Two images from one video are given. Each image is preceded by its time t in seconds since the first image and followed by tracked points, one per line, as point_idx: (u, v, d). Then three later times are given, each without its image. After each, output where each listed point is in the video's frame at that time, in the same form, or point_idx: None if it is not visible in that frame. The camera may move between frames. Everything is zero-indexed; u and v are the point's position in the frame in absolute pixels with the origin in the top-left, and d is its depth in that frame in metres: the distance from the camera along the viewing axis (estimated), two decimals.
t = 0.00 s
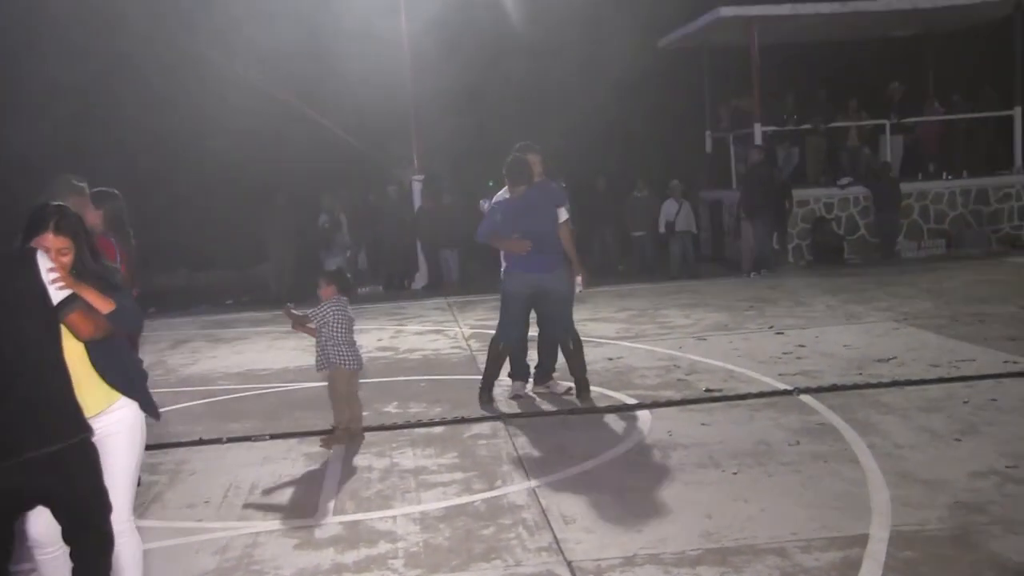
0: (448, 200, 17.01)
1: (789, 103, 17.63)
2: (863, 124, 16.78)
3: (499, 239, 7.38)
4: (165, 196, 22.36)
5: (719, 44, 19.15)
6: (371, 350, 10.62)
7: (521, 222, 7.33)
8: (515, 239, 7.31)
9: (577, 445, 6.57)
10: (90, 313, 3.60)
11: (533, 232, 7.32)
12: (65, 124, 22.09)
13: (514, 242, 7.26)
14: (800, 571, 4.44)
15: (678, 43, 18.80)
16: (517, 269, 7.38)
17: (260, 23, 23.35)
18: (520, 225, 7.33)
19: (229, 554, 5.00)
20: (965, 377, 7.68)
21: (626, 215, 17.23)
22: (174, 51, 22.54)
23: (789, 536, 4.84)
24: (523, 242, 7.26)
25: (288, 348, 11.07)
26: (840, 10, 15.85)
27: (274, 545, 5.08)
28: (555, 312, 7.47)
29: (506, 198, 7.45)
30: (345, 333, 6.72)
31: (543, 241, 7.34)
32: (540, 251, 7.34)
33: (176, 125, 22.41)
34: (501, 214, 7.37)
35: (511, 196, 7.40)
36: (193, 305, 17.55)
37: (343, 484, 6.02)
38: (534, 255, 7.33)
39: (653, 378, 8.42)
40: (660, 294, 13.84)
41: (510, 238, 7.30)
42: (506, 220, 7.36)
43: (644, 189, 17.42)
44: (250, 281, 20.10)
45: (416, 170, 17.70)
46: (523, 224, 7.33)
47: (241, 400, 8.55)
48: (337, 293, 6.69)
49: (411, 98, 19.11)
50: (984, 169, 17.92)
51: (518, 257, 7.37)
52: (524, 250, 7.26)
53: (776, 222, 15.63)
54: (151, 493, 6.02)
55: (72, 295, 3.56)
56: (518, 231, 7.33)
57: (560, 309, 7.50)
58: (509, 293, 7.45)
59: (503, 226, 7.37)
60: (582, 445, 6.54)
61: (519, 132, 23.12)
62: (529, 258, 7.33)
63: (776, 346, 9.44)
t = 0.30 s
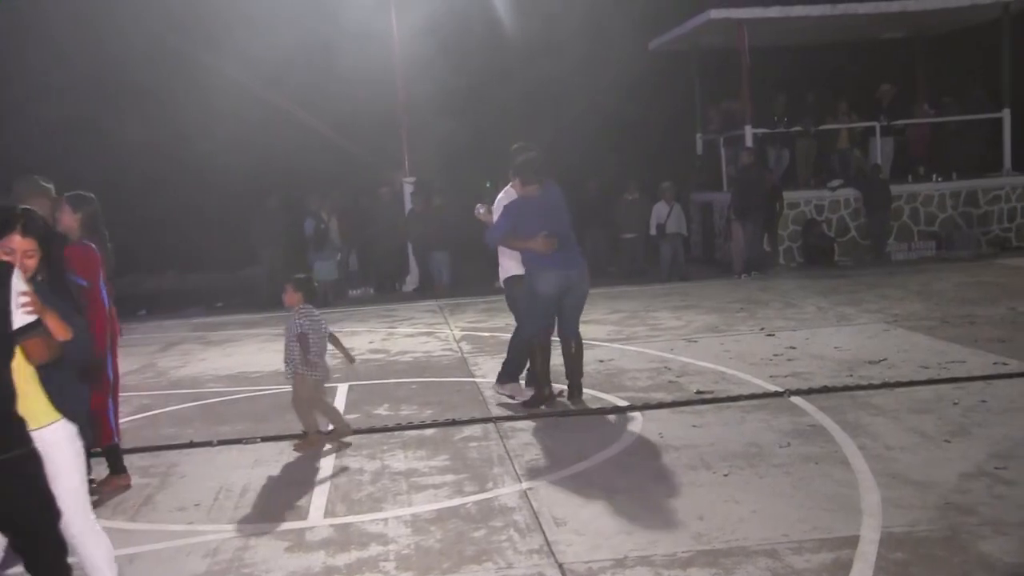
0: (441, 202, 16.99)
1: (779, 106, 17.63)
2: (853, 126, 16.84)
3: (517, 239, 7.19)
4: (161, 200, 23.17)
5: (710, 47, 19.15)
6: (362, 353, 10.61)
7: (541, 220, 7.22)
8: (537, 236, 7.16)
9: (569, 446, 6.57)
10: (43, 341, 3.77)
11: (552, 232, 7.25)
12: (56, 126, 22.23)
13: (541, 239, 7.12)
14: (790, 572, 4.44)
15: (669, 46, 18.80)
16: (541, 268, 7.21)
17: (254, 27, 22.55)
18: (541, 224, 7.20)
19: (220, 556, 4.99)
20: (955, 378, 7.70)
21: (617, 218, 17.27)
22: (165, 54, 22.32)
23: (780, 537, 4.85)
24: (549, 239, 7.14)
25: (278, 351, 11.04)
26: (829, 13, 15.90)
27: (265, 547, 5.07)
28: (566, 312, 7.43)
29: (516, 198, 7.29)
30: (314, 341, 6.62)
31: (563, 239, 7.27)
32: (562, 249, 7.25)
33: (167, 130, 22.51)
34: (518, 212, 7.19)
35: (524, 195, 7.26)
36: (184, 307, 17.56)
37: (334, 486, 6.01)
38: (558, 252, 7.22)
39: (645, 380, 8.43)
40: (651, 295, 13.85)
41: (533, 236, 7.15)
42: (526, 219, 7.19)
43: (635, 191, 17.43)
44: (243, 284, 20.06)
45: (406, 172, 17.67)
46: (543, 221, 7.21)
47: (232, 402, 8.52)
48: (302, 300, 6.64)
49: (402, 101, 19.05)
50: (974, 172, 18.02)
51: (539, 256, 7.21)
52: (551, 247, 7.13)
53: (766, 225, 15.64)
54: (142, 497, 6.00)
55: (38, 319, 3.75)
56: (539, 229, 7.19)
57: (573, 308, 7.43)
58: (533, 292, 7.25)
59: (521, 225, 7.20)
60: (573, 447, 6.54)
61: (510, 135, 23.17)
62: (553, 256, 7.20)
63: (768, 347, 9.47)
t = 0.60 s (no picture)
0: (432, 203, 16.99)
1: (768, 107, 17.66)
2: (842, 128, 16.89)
3: (521, 239, 7.13)
4: (147, 203, 23.17)
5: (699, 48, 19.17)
6: (353, 354, 10.60)
7: (547, 223, 7.20)
8: (542, 238, 7.15)
9: (560, 447, 6.58)
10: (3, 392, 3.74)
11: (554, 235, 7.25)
12: (44, 130, 22.29)
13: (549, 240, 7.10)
14: (781, 572, 4.45)
15: (659, 47, 18.82)
16: (545, 270, 7.18)
17: (242, 27, 22.60)
18: (544, 226, 7.19)
19: (210, 558, 4.98)
20: (944, 379, 7.72)
21: (607, 219, 17.24)
22: (152, 57, 22.18)
23: (770, 538, 4.86)
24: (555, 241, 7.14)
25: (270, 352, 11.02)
26: (819, 16, 15.93)
27: (255, 550, 5.06)
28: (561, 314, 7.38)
29: (515, 200, 7.24)
30: (276, 347, 6.73)
31: (564, 242, 7.29)
32: (564, 252, 7.27)
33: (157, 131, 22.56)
34: (521, 214, 7.13)
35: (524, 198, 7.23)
36: (171, 309, 17.47)
37: (325, 488, 6.01)
38: (561, 253, 7.23)
39: (636, 381, 8.44)
40: (641, 297, 13.86)
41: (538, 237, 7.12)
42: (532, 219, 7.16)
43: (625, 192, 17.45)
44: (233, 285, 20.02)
45: (397, 174, 17.66)
46: (545, 224, 7.19)
47: (223, 404, 8.50)
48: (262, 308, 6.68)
49: (392, 102, 19.03)
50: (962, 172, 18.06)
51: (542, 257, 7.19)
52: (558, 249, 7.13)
53: (755, 226, 15.67)
54: (132, 499, 5.99)
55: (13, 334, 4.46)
56: (544, 231, 7.17)
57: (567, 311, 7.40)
58: (537, 292, 7.17)
59: (524, 227, 7.15)
60: (564, 448, 6.55)
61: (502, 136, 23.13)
62: (557, 257, 7.20)
63: (758, 349, 9.48)
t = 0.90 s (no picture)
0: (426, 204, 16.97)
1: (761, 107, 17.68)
2: (835, 129, 16.92)
3: (517, 238, 7.12)
4: (146, 204, 23.01)
5: (692, 49, 19.18)
6: (346, 354, 10.59)
7: (542, 224, 7.24)
8: (538, 238, 7.17)
9: (553, 447, 6.58)
10: None
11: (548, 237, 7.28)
12: (42, 130, 22.13)
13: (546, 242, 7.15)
14: (775, 572, 4.46)
15: (652, 48, 18.84)
16: (541, 273, 7.20)
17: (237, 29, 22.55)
18: (540, 227, 7.22)
19: (204, 559, 4.98)
20: (936, 379, 7.74)
21: (601, 219, 17.24)
22: (146, 58, 22.07)
23: (763, 537, 4.87)
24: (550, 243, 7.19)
25: (263, 353, 11.02)
26: (812, 16, 15.95)
27: (249, 550, 5.05)
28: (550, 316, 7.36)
29: (512, 201, 7.25)
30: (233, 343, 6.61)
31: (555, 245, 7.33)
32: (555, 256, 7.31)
33: (155, 133, 22.47)
34: (517, 213, 7.14)
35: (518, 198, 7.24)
36: (164, 309, 17.44)
37: (318, 488, 6.01)
38: (554, 256, 7.27)
39: (630, 381, 8.45)
40: (634, 297, 13.87)
41: (534, 237, 7.14)
42: (529, 220, 7.17)
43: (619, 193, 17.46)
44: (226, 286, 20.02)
45: (390, 174, 17.66)
46: (540, 225, 7.21)
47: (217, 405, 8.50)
48: (233, 305, 6.61)
49: (386, 102, 19.01)
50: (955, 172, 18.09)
51: (538, 258, 7.21)
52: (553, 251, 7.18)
53: (748, 226, 15.69)
54: (126, 499, 5.98)
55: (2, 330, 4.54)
56: (540, 232, 7.20)
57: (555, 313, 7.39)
58: (533, 295, 7.17)
59: (521, 226, 7.15)
60: (558, 448, 6.56)
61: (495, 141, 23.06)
62: (551, 261, 7.24)
63: (751, 349, 9.49)
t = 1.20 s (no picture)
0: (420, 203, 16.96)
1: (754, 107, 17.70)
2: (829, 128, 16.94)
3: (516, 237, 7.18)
4: (146, 204, 22.61)
5: (685, 48, 19.21)
6: (340, 354, 10.58)
7: (537, 223, 7.31)
8: (536, 238, 7.26)
9: (547, 447, 6.57)
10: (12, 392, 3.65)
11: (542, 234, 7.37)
12: (42, 129, 21.96)
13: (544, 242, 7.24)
14: (768, 571, 4.46)
15: (645, 48, 18.86)
16: (539, 273, 7.31)
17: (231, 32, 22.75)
18: (537, 226, 7.31)
19: (198, 559, 4.97)
20: (929, 377, 7.76)
21: (595, 218, 17.23)
22: (143, 58, 22.11)
23: (757, 536, 4.87)
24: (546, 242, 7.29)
25: (257, 353, 11.01)
26: (806, 15, 15.98)
27: (243, 551, 5.05)
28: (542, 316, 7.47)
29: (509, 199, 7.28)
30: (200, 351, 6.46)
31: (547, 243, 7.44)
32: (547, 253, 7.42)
33: (155, 132, 22.27)
34: (517, 211, 7.20)
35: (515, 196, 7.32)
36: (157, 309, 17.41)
37: (312, 488, 6.00)
38: (548, 255, 7.39)
39: (624, 380, 8.45)
40: (628, 296, 13.87)
41: (533, 235, 7.24)
42: (527, 219, 7.24)
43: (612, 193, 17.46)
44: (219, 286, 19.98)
45: (383, 174, 17.63)
46: (537, 223, 7.31)
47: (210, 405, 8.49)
48: (202, 308, 6.47)
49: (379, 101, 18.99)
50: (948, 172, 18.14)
51: (534, 257, 7.31)
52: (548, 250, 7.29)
53: (742, 225, 15.68)
54: (119, 500, 5.96)
55: None
56: (536, 231, 7.29)
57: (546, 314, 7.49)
58: (532, 291, 7.29)
59: (519, 224, 7.20)
60: (552, 447, 6.56)
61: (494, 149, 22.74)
62: (545, 259, 7.36)
63: (744, 348, 9.50)
